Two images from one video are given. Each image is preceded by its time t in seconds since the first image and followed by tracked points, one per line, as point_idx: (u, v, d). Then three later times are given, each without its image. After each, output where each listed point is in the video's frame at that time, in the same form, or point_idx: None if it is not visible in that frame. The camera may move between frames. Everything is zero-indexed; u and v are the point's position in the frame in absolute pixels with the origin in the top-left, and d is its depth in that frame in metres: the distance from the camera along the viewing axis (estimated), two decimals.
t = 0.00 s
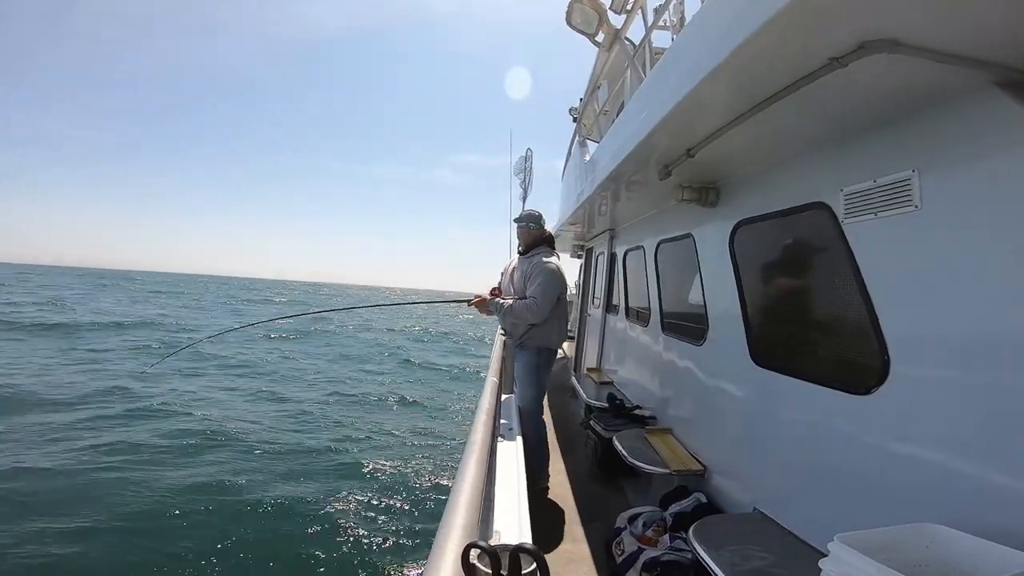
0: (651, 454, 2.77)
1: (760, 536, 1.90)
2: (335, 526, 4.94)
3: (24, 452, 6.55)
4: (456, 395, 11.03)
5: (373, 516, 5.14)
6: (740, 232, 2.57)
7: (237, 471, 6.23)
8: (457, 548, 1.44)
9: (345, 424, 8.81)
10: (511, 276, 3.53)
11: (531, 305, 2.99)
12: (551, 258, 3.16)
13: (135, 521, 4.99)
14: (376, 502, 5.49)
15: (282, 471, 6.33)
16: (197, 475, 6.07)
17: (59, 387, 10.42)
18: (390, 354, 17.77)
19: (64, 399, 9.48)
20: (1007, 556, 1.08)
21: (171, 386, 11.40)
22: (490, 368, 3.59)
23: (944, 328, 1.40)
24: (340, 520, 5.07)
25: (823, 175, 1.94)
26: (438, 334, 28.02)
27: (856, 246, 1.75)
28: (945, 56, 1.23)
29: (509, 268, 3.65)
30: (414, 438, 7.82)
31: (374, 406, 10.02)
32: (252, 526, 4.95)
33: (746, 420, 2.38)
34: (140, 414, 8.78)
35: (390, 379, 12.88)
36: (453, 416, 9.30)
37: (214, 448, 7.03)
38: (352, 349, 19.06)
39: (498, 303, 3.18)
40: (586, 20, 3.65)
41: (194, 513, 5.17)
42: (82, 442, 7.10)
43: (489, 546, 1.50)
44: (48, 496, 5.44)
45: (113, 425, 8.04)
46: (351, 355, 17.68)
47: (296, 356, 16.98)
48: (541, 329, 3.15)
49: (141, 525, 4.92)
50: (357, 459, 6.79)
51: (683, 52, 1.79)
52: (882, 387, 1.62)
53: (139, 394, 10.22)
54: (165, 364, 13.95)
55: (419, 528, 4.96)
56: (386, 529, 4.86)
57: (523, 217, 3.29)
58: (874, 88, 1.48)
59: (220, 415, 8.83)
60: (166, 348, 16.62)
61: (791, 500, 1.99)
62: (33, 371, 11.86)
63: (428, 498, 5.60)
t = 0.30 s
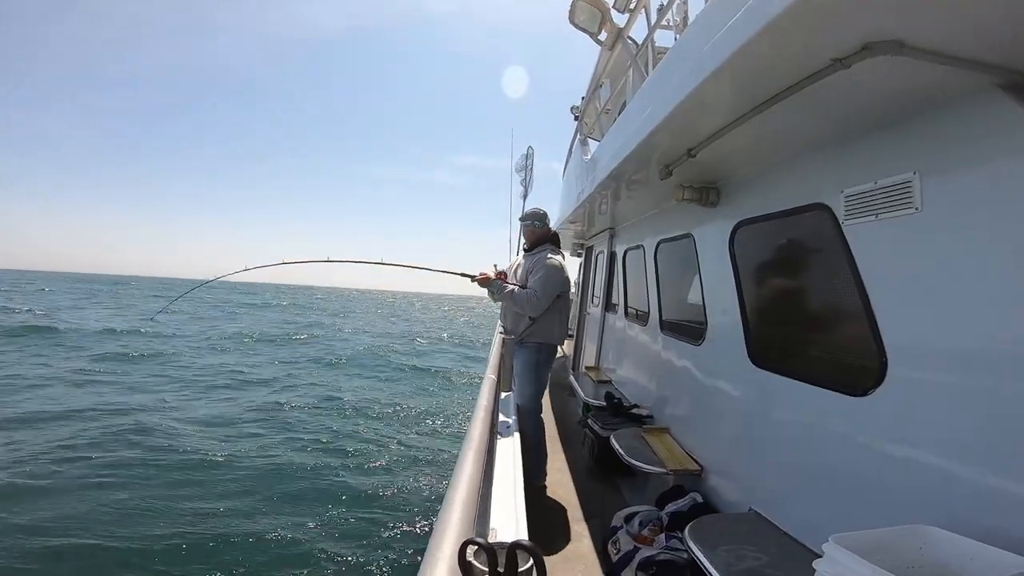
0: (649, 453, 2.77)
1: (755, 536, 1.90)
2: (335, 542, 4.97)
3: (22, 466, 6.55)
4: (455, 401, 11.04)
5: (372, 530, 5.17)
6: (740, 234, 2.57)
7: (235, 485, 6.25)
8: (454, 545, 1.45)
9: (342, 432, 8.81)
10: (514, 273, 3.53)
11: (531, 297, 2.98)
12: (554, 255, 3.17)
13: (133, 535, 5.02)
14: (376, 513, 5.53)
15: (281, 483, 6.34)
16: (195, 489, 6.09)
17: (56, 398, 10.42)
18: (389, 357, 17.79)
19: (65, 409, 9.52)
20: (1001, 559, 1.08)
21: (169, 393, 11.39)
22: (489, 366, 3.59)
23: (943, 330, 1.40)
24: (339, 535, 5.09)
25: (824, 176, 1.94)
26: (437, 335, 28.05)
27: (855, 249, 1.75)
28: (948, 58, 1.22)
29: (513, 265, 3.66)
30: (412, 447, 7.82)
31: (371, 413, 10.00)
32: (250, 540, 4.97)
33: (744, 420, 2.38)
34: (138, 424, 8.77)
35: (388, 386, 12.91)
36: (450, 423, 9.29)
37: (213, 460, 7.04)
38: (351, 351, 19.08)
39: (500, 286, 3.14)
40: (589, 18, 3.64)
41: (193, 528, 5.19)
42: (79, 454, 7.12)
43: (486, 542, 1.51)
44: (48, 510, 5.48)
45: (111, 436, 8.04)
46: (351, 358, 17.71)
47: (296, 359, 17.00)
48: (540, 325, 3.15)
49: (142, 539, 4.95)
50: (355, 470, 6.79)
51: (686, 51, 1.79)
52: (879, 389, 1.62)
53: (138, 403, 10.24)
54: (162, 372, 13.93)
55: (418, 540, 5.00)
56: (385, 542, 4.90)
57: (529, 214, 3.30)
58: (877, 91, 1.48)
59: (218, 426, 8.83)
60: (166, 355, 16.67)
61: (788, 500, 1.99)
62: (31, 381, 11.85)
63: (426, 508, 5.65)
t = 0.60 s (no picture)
0: (648, 453, 2.77)
1: (754, 536, 1.91)
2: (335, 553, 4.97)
3: (21, 475, 6.55)
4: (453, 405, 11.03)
5: (372, 541, 5.16)
6: (739, 235, 2.57)
7: (233, 495, 6.25)
8: (453, 544, 1.45)
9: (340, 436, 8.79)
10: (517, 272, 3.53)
11: (534, 294, 2.97)
12: (559, 256, 3.16)
13: (133, 551, 5.04)
14: (375, 523, 5.52)
15: (280, 492, 6.34)
16: (194, 501, 6.10)
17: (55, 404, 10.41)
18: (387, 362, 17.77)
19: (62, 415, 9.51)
20: (1000, 560, 1.08)
21: (168, 398, 11.39)
22: (488, 366, 3.58)
23: (943, 330, 1.40)
24: (339, 546, 5.09)
25: (823, 177, 1.94)
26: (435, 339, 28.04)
27: (854, 250, 1.75)
28: (947, 58, 1.23)
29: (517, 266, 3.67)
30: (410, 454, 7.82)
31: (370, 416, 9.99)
32: (249, 554, 4.98)
33: (743, 420, 2.38)
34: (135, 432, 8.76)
35: (387, 390, 12.89)
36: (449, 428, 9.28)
37: (211, 469, 7.04)
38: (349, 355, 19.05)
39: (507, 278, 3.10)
40: (589, 18, 3.64)
41: (191, 542, 5.20)
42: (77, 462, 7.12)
43: (483, 543, 1.50)
44: (45, 523, 5.47)
45: (109, 442, 8.03)
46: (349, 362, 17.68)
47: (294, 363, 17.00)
48: (541, 325, 3.15)
49: (141, 556, 4.95)
50: (353, 479, 6.75)
51: (687, 51, 1.78)
52: (877, 390, 1.63)
53: (136, 410, 10.23)
54: (161, 377, 13.93)
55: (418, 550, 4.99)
56: (385, 554, 4.88)
57: (535, 215, 3.30)
58: (878, 91, 1.48)
59: (217, 433, 8.83)
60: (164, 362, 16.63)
61: (787, 500, 1.99)
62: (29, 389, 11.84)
63: (425, 518, 5.63)
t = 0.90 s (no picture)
0: (649, 454, 2.77)
1: (756, 536, 1.91)
2: (337, 555, 4.96)
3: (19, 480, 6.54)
4: (454, 409, 11.01)
5: (372, 544, 5.15)
6: (738, 235, 2.58)
7: (228, 497, 6.22)
8: (455, 545, 1.45)
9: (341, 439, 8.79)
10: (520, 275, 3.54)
11: (540, 294, 2.95)
12: (563, 258, 3.17)
13: (125, 552, 5.01)
14: (375, 527, 5.51)
15: (275, 496, 6.31)
16: (189, 503, 6.07)
17: (55, 411, 10.42)
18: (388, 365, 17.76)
19: (62, 423, 9.50)
20: (1003, 559, 1.08)
21: (168, 403, 11.39)
22: (489, 367, 3.58)
23: (942, 329, 1.41)
24: (340, 548, 5.08)
25: (822, 176, 1.94)
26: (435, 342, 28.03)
27: (853, 249, 1.76)
28: (944, 58, 1.23)
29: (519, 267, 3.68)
30: (409, 458, 7.80)
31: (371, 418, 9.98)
32: (241, 557, 4.95)
33: (744, 419, 2.38)
34: (135, 436, 8.74)
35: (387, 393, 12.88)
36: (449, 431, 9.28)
37: (208, 473, 7.02)
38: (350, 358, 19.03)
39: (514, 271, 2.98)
40: (587, 19, 3.64)
41: (185, 543, 5.17)
42: (76, 468, 7.11)
43: (485, 544, 1.51)
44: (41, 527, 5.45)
45: (109, 448, 8.02)
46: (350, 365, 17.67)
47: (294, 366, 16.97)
48: (545, 329, 3.16)
49: (134, 558, 4.93)
50: (354, 483, 6.74)
51: (684, 52, 1.79)
52: (877, 389, 1.63)
53: (135, 415, 10.21)
54: (160, 383, 13.92)
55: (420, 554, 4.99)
56: (387, 556, 4.88)
57: (529, 218, 3.33)
58: (875, 90, 1.48)
59: (217, 437, 8.82)
60: (164, 367, 16.61)
61: (788, 500, 1.99)
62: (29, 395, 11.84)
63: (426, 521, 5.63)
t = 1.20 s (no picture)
0: (653, 453, 2.77)
1: (762, 534, 1.91)
2: (339, 563, 4.93)
3: (21, 488, 6.54)
4: (455, 412, 11.01)
5: (374, 551, 5.13)
6: (737, 233, 2.58)
7: (229, 505, 6.21)
8: (460, 548, 1.45)
9: (343, 444, 8.79)
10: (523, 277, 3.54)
11: (546, 291, 2.94)
12: (566, 258, 3.18)
13: (126, 563, 4.99)
14: (377, 533, 5.49)
15: (273, 502, 6.30)
16: (191, 510, 6.05)
17: (56, 416, 10.42)
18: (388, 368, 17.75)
19: (62, 428, 9.46)
20: (1011, 553, 1.08)
21: (169, 407, 11.38)
22: (491, 368, 3.58)
23: (940, 325, 1.42)
24: (344, 553, 5.08)
25: (820, 173, 1.94)
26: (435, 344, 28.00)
27: (852, 244, 1.76)
28: (940, 54, 1.23)
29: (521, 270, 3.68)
30: (410, 462, 7.79)
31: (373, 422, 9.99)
32: (242, 564, 4.93)
33: (747, 417, 2.38)
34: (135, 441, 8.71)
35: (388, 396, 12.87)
36: (452, 434, 9.27)
37: (209, 480, 7.02)
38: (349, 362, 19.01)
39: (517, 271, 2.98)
40: (581, 19, 3.65)
41: (186, 551, 5.15)
42: (78, 475, 7.10)
43: (491, 547, 1.50)
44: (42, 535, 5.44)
45: (109, 453, 7.99)
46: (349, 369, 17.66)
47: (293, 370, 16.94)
48: (549, 331, 3.17)
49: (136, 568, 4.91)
50: (357, 487, 6.73)
51: (679, 50, 1.79)
52: (880, 384, 1.63)
53: (135, 419, 10.17)
54: (161, 386, 13.92)
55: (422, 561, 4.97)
56: (389, 564, 4.86)
57: (529, 222, 3.36)
58: (871, 87, 1.49)
59: (218, 442, 8.80)
60: (163, 371, 16.56)
61: (793, 497, 1.99)
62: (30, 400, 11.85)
63: (429, 527, 5.60)
